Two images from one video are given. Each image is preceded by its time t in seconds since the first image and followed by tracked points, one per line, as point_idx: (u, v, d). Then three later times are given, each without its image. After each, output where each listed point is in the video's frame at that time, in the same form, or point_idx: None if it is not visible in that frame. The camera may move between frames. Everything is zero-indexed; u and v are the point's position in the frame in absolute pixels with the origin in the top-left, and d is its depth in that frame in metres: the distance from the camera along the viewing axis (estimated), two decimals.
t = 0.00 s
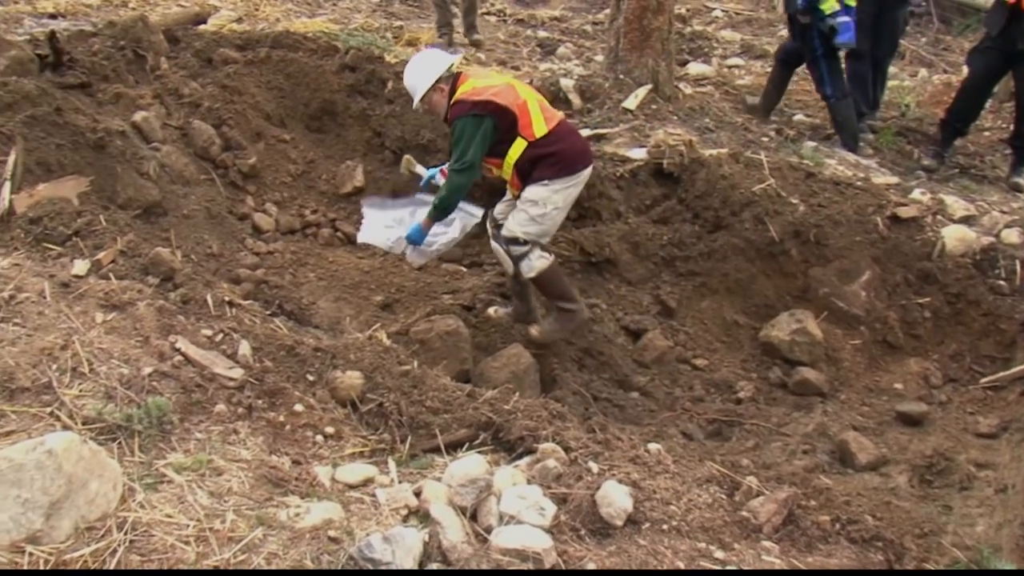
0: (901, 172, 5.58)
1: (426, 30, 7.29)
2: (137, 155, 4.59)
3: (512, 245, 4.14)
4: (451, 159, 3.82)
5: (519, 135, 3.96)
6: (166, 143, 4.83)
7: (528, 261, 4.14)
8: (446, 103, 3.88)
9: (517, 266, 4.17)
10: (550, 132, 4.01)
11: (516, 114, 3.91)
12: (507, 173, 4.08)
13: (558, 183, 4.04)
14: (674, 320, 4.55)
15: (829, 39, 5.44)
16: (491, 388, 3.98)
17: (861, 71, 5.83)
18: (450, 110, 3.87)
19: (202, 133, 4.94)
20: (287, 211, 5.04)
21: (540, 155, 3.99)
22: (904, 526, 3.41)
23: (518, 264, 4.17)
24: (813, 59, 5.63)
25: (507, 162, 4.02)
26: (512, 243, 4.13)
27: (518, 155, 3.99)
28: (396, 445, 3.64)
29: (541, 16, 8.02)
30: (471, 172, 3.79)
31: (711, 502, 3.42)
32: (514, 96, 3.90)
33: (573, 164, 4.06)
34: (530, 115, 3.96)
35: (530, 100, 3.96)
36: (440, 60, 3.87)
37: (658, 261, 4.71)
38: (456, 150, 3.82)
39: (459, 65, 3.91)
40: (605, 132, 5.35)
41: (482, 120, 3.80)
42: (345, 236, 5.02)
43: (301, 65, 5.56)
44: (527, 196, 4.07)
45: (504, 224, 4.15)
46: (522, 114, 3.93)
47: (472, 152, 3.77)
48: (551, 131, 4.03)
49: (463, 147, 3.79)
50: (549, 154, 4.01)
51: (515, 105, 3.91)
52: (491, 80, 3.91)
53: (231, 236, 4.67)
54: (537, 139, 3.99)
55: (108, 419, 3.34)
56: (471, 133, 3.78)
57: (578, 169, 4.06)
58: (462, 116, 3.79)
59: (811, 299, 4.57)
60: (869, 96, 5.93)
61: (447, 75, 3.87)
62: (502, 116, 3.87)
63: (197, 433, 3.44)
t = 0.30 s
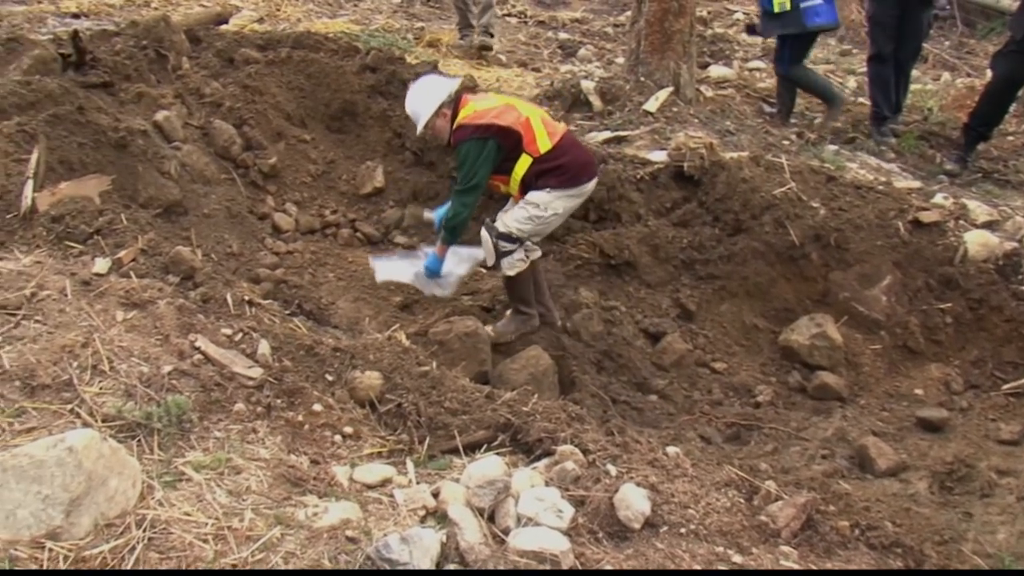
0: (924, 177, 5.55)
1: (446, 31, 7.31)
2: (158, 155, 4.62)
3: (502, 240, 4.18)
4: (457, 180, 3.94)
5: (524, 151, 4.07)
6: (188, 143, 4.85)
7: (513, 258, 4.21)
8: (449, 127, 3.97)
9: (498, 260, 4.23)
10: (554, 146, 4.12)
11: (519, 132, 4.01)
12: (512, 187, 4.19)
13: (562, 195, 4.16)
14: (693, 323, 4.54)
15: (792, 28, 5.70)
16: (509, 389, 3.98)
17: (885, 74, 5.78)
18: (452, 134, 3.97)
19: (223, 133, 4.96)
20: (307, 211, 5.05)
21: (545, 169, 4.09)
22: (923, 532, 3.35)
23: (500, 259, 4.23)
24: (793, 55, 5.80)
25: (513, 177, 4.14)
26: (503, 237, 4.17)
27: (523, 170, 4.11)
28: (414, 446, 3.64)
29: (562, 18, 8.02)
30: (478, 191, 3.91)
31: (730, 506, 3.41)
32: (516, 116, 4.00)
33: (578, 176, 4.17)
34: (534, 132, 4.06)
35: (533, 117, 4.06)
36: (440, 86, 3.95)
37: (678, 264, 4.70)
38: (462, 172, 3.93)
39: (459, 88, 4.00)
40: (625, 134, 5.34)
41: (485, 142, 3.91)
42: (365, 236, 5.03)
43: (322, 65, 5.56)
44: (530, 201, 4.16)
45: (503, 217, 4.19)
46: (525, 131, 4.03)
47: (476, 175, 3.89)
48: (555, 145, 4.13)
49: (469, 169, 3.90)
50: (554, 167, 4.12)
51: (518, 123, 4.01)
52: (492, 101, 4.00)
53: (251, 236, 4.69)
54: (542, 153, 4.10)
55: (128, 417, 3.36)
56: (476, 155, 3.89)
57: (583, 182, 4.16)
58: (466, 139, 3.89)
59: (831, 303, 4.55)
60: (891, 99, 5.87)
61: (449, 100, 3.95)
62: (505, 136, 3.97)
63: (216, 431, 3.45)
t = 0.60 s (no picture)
0: (946, 180, 5.51)
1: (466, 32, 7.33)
2: (179, 153, 4.64)
3: (501, 258, 4.23)
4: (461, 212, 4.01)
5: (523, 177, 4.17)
6: (208, 141, 4.87)
7: (513, 274, 4.25)
8: (446, 161, 4.07)
9: (498, 278, 4.27)
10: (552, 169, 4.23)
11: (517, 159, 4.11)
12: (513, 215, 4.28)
13: (564, 216, 4.25)
14: (712, 326, 4.53)
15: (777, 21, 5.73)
16: (528, 390, 3.98)
17: (907, 77, 5.76)
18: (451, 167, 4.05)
19: (244, 132, 4.98)
20: (327, 211, 5.07)
21: (546, 193, 4.20)
22: (943, 538, 3.31)
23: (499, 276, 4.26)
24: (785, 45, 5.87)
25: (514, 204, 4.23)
26: (502, 254, 4.22)
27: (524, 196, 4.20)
28: (432, 446, 3.65)
29: (582, 19, 8.03)
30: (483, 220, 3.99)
31: (748, 510, 3.39)
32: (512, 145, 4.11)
33: (578, 197, 4.27)
34: (531, 157, 4.17)
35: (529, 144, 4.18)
36: (434, 123, 4.06)
37: (697, 267, 4.69)
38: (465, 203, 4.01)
39: (453, 123, 4.11)
40: (645, 136, 5.33)
41: (486, 171, 4.00)
42: (384, 236, 5.04)
43: (342, 65, 5.58)
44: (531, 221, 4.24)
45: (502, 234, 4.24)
46: (523, 157, 4.14)
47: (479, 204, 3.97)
48: (553, 168, 4.24)
49: (472, 200, 3.99)
50: (554, 189, 4.22)
51: (515, 151, 4.12)
52: (486, 134, 4.11)
53: (271, 235, 4.70)
54: (541, 177, 4.20)
55: (147, 414, 3.38)
56: (478, 185, 3.98)
57: (584, 201, 4.26)
58: (467, 171, 3.98)
59: (851, 307, 4.53)
60: (914, 102, 5.84)
61: (444, 134, 4.06)
62: (503, 165, 4.07)
63: (235, 429, 3.46)
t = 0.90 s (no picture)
0: (968, 183, 5.48)
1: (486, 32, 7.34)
2: (199, 153, 4.66)
3: (491, 271, 4.31)
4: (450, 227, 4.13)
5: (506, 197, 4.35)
6: (228, 141, 4.89)
7: (505, 286, 4.36)
8: (429, 177, 4.18)
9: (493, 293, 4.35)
10: (532, 190, 4.42)
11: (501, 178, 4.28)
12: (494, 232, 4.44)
13: (545, 234, 4.45)
14: (731, 328, 4.52)
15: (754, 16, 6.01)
16: (545, 391, 3.98)
17: (929, 79, 5.75)
18: (437, 182, 4.17)
19: (264, 131, 5.00)
20: (346, 211, 5.08)
21: (530, 212, 4.39)
22: (962, 544, 3.28)
23: (494, 290, 4.34)
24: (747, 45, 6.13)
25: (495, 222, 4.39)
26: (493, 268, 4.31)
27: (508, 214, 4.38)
28: (450, 446, 3.65)
29: (602, 20, 8.03)
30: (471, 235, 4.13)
31: (766, 513, 3.38)
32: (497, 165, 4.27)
33: (556, 218, 4.47)
34: (514, 178, 4.35)
35: (512, 165, 4.36)
36: (416, 139, 4.16)
37: (716, 269, 4.68)
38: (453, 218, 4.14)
39: (437, 140, 4.23)
40: (665, 137, 5.33)
41: (475, 188, 4.15)
42: (403, 236, 5.06)
43: (362, 65, 5.60)
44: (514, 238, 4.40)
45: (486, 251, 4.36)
46: (507, 177, 4.31)
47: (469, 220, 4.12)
48: (534, 189, 4.45)
49: (463, 214, 4.12)
50: (535, 210, 4.41)
51: (500, 170, 4.28)
52: (470, 150, 4.25)
53: (290, 235, 4.71)
54: (523, 197, 4.39)
55: (166, 412, 3.39)
56: (467, 201, 4.12)
57: (562, 223, 4.48)
58: (458, 186, 4.11)
59: (870, 311, 4.51)
60: (936, 105, 5.82)
61: (427, 151, 4.18)
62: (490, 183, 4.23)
63: (253, 428, 3.47)
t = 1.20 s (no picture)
0: (993, 188, 5.44)
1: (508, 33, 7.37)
2: (221, 151, 4.69)
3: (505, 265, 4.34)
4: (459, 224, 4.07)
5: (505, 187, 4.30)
6: (250, 139, 4.91)
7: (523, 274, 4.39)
8: (428, 179, 4.12)
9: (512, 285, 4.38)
10: (527, 176, 4.40)
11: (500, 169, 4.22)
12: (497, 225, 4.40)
13: (546, 215, 4.46)
14: (752, 332, 4.51)
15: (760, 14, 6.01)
16: (565, 393, 3.98)
17: (955, 83, 5.72)
18: (437, 183, 4.08)
19: (285, 130, 5.02)
20: (367, 210, 5.09)
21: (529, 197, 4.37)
22: (984, 552, 3.25)
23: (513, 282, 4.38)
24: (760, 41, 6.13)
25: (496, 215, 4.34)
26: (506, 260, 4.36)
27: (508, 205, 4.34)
28: (469, 446, 3.66)
29: (624, 21, 8.03)
30: (481, 229, 4.08)
31: (785, 517, 3.36)
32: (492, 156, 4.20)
33: (554, 199, 4.48)
34: (510, 166, 4.32)
35: (504, 154, 4.32)
36: (410, 143, 4.13)
37: (737, 272, 4.67)
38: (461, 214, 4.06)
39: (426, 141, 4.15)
40: (687, 139, 5.32)
41: (477, 181, 4.08)
42: (424, 236, 5.07)
43: (384, 65, 5.63)
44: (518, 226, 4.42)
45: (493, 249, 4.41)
46: (504, 167, 4.27)
47: (475, 215, 4.05)
48: (528, 175, 4.42)
49: (470, 210, 4.04)
50: (532, 195, 4.42)
51: (495, 162, 4.23)
52: (460, 146, 4.18)
53: (310, 233, 4.73)
54: (520, 184, 4.38)
55: (186, 409, 3.41)
56: (473, 195, 4.05)
57: (560, 202, 4.49)
58: (461, 182, 4.03)
59: (892, 315, 4.49)
60: (961, 109, 5.79)
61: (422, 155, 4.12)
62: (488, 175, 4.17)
63: (273, 426, 3.49)
